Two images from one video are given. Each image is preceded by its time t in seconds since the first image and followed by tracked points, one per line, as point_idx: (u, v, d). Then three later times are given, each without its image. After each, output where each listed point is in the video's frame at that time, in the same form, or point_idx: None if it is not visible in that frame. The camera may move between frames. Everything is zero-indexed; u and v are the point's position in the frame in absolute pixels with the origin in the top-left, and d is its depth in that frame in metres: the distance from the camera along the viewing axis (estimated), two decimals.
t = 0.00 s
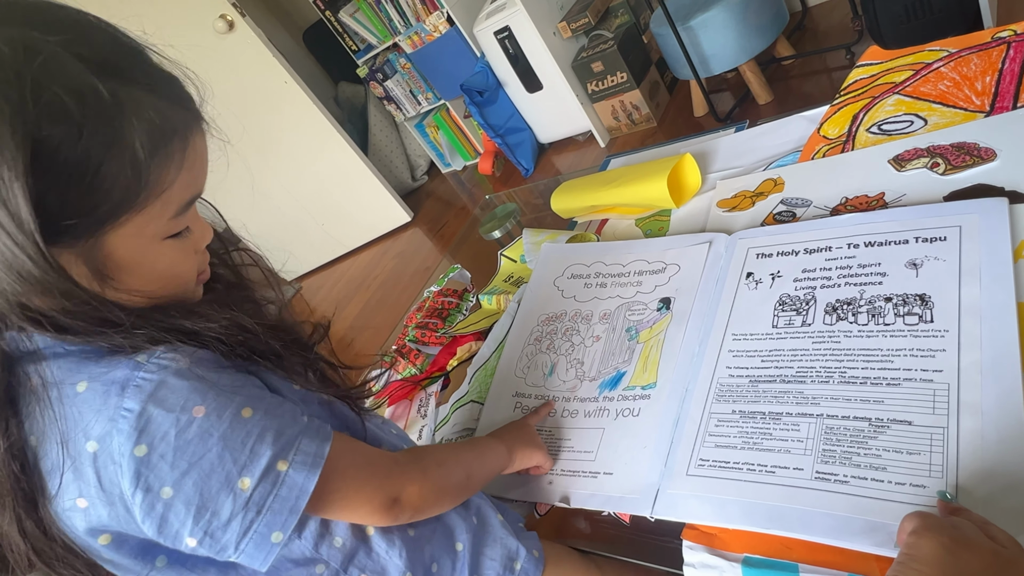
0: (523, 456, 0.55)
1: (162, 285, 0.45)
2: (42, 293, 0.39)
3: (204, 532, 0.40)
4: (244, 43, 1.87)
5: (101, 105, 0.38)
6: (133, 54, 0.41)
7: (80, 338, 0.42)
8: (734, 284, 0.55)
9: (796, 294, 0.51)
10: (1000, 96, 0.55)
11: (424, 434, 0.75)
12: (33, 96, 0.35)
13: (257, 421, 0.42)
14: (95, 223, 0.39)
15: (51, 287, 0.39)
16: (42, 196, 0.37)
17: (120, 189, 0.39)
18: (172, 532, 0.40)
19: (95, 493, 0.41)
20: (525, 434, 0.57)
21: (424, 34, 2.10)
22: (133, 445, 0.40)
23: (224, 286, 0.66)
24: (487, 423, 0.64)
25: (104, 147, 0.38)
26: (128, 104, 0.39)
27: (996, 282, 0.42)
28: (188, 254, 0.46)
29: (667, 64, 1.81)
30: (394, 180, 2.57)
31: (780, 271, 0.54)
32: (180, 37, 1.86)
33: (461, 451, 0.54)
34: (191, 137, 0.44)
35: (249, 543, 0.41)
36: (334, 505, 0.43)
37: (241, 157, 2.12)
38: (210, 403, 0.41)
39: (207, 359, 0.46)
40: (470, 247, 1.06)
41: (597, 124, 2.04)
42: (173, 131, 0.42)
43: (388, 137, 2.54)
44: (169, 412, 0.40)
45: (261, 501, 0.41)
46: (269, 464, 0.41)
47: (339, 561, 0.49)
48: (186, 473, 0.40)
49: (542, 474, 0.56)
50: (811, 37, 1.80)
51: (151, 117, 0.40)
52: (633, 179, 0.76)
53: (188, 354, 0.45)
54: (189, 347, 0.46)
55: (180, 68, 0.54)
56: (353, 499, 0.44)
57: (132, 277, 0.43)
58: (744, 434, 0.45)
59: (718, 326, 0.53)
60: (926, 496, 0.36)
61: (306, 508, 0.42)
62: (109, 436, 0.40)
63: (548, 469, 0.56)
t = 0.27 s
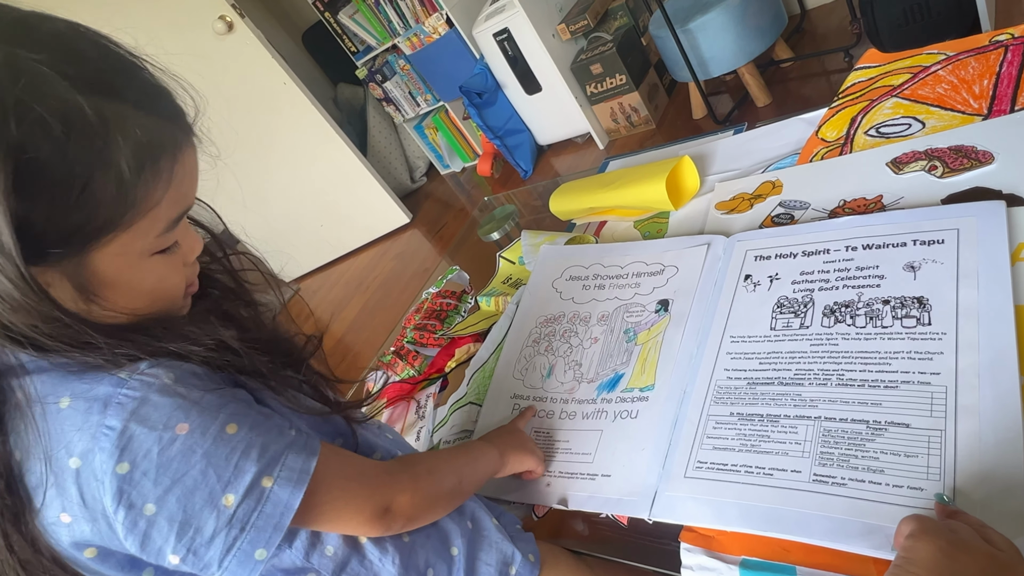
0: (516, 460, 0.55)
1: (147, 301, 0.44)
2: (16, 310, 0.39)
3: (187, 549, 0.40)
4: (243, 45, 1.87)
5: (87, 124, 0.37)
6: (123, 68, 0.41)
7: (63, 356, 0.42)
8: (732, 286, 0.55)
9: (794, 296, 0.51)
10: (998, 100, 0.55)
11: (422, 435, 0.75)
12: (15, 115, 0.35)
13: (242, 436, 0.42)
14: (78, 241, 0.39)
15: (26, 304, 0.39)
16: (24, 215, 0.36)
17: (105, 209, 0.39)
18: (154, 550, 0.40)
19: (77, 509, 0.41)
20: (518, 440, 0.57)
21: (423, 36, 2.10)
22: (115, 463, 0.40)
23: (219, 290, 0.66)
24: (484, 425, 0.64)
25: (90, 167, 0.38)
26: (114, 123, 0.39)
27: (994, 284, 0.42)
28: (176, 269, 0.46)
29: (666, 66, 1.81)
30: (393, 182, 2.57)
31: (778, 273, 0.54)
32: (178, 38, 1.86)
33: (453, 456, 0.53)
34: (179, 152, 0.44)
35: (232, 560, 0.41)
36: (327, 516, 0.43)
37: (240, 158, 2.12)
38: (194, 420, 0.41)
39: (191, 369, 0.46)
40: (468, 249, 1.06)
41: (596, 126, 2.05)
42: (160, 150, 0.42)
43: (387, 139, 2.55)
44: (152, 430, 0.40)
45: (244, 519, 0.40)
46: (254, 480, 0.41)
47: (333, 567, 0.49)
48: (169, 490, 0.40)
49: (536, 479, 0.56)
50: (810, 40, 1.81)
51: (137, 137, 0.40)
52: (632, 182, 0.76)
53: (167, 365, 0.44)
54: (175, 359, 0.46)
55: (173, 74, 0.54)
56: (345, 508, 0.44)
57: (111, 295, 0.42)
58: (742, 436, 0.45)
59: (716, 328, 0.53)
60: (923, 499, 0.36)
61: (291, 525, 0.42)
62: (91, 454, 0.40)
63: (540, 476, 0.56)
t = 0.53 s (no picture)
0: (513, 455, 0.56)
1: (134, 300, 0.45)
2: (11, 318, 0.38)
3: (192, 545, 0.40)
4: (242, 46, 1.88)
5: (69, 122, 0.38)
6: (109, 70, 0.42)
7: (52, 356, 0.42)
8: (731, 288, 0.55)
9: (792, 298, 0.51)
10: (996, 103, 0.56)
11: (421, 437, 0.74)
12: None
13: (239, 431, 0.42)
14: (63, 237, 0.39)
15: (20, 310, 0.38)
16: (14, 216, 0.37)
17: (89, 205, 0.39)
18: (160, 548, 0.40)
19: (80, 509, 0.41)
20: (514, 437, 0.57)
21: (423, 38, 2.10)
22: (114, 462, 0.39)
23: (206, 296, 0.66)
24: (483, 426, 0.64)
25: (72, 165, 0.38)
26: (97, 122, 0.39)
27: (992, 287, 0.42)
28: (163, 270, 0.47)
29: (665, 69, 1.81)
30: (393, 183, 2.57)
31: (777, 275, 0.54)
32: (177, 38, 1.86)
33: (451, 451, 0.53)
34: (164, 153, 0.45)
35: (237, 554, 0.41)
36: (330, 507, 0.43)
37: (238, 159, 2.12)
38: (192, 416, 0.41)
39: (185, 367, 0.45)
40: (467, 250, 1.06)
41: (595, 128, 2.05)
42: (144, 148, 0.42)
43: (386, 140, 2.55)
44: (149, 426, 0.40)
45: (247, 511, 0.40)
46: (254, 474, 0.41)
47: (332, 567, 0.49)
48: (170, 487, 0.40)
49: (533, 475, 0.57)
50: (808, 42, 1.81)
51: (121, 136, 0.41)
52: (631, 184, 0.76)
53: (162, 364, 0.44)
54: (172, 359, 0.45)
55: (159, 80, 0.54)
56: (349, 497, 0.44)
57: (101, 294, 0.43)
58: (740, 438, 0.45)
59: (714, 330, 0.53)
60: (921, 501, 0.36)
61: (295, 515, 0.42)
62: (91, 453, 0.40)
63: (540, 470, 0.56)
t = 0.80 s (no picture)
0: (504, 448, 0.57)
1: (119, 294, 0.45)
2: None
3: (187, 543, 0.39)
4: (242, 47, 1.88)
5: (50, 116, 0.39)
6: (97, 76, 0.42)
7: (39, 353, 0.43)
8: (730, 290, 0.55)
9: (791, 301, 0.51)
10: (994, 106, 0.56)
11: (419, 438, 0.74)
12: None
13: (231, 429, 0.41)
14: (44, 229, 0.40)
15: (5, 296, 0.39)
16: None
17: (71, 196, 0.40)
18: (155, 547, 0.39)
19: (72, 512, 0.40)
20: (507, 432, 0.57)
21: (422, 40, 2.10)
22: (107, 462, 0.39)
23: (186, 302, 0.65)
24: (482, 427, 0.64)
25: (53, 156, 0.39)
26: (78, 114, 0.40)
27: (990, 290, 0.42)
28: (148, 266, 0.47)
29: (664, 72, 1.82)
30: (391, 185, 2.57)
31: (775, 277, 0.54)
32: (176, 39, 1.86)
33: (443, 443, 0.54)
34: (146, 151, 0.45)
35: (233, 550, 0.40)
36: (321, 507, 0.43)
37: (236, 159, 2.12)
38: (184, 415, 0.41)
39: (178, 368, 0.45)
40: (466, 252, 1.06)
41: (594, 131, 2.05)
42: (124, 143, 0.43)
43: (385, 142, 2.55)
44: (141, 426, 0.40)
45: (242, 507, 0.40)
46: (247, 470, 0.41)
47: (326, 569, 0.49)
48: (164, 485, 0.39)
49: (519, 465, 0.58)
50: (807, 46, 1.82)
51: (103, 129, 0.42)
52: (629, 186, 0.76)
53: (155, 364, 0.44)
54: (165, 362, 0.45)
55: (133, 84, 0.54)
56: (337, 496, 0.44)
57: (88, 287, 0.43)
58: (739, 440, 0.45)
59: (713, 332, 0.53)
60: (920, 504, 0.36)
61: (289, 511, 0.42)
62: (83, 454, 0.40)
63: (528, 463, 0.58)
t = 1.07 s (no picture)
0: (506, 451, 0.56)
1: (116, 279, 0.45)
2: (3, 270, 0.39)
3: (188, 552, 0.39)
4: (241, 50, 1.88)
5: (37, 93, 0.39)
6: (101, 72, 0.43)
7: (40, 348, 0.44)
8: (729, 293, 0.55)
9: (790, 304, 0.51)
10: (993, 111, 0.56)
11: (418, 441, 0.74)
12: None
13: (232, 436, 0.41)
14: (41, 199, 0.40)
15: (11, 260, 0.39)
16: None
17: (67, 166, 0.40)
18: (154, 557, 0.39)
19: (70, 521, 0.40)
20: (507, 434, 0.57)
21: (421, 43, 2.11)
22: (105, 471, 0.39)
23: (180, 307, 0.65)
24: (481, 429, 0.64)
25: (44, 131, 0.39)
26: (73, 94, 0.41)
27: (990, 294, 0.42)
28: (145, 253, 0.47)
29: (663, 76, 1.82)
30: (390, 188, 2.57)
31: (774, 280, 0.54)
32: (175, 42, 1.86)
33: (445, 446, 0.53)
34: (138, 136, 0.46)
35: (234, 559, 0.40)
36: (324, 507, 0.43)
37: (234, 162, 2.12)
38: (184, 423, 0.40)
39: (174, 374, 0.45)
40: (465, 255, 1.06)
41: (593, 135, 2.05)
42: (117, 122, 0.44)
43: (384, 145, 2.55)
44: (140, 435, 0.39)
45: (243, 516, 0.40)
46: (248, 479, 0.40)
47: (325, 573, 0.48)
48: (164, 495, 0.39)
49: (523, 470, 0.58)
50: (805, 51, 1.83)
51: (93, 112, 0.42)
52: (628, 190, 0.76)
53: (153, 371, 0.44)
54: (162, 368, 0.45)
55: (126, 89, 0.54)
56: (339, 499, 0.43)
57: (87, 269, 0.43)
58: (739, 443, 0.45)
59: (712, 335, 0.53)
60: (920, 507, 0.36)
61: (291, 517, 0.41)
62: (81, 463, 0.39)
63: (531, 467, 0.57)
